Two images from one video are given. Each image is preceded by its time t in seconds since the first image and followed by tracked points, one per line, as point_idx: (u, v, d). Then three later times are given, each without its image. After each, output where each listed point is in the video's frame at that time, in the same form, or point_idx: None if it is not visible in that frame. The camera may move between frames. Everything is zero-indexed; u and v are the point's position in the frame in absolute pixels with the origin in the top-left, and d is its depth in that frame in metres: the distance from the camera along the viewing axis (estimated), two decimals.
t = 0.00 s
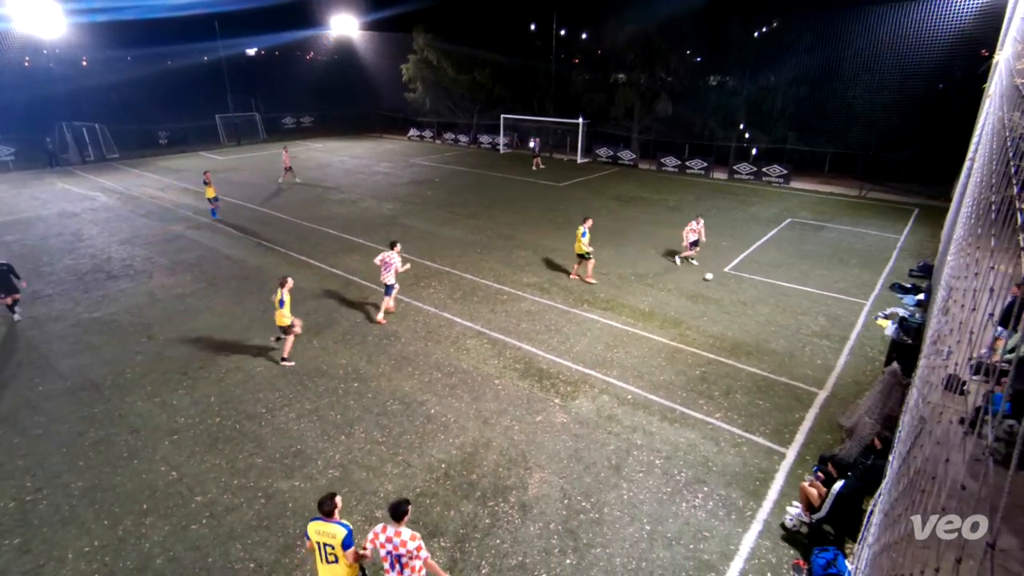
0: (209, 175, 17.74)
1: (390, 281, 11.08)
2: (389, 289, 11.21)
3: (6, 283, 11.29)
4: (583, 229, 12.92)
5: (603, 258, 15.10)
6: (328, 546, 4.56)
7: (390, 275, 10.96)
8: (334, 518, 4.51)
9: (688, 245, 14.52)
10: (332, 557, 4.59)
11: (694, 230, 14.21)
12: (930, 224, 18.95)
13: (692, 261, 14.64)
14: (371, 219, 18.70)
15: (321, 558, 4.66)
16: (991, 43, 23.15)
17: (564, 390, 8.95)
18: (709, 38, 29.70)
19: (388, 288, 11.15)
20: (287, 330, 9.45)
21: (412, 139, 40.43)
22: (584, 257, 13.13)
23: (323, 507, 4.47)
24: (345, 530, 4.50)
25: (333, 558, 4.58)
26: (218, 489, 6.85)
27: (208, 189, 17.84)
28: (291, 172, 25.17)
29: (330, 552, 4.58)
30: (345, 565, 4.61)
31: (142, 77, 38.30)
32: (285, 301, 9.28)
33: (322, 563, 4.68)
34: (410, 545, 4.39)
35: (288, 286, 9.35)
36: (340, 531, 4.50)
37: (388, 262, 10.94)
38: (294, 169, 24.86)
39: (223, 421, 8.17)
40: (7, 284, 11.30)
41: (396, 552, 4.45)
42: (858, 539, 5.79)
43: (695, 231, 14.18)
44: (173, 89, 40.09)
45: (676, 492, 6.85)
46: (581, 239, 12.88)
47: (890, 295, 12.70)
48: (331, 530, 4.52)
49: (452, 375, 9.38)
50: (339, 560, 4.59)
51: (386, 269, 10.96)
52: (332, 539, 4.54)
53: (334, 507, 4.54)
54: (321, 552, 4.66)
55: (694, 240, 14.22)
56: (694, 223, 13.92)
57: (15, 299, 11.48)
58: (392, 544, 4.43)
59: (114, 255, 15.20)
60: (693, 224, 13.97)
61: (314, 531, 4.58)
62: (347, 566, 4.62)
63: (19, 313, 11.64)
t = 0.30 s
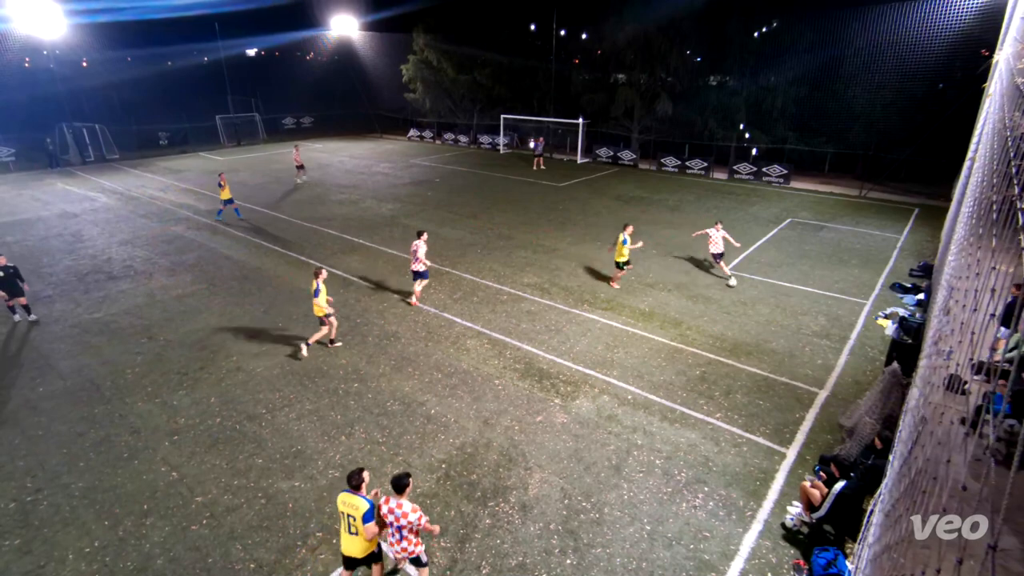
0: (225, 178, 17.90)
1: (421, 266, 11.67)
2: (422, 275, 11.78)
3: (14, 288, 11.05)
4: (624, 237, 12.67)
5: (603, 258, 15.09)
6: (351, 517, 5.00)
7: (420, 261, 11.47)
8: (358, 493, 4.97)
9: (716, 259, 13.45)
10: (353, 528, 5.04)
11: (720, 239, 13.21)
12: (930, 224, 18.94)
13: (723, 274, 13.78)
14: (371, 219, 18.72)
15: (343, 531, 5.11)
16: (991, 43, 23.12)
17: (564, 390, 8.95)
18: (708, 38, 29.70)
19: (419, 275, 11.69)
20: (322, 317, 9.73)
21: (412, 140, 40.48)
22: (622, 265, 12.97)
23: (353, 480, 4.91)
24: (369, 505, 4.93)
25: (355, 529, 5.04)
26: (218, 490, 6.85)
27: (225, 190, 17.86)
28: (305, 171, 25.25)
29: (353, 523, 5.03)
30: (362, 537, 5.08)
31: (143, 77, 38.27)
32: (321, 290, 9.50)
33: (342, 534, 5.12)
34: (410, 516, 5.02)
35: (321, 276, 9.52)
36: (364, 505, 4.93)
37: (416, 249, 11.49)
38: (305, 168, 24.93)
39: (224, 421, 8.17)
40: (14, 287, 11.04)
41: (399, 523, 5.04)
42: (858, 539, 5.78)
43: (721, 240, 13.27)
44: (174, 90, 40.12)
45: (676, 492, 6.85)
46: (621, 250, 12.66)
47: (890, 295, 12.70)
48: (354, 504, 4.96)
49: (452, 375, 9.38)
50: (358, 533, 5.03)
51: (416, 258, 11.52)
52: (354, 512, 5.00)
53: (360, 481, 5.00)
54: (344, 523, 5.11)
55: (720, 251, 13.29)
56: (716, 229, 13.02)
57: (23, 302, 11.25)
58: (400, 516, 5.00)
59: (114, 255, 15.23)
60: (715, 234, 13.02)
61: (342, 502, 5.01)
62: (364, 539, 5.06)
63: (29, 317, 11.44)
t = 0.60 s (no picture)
0: (231, 174, 17.89)
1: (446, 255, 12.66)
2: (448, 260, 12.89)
3: (21, 289, 11.10)
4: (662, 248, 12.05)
5: (604, 258, 15.07)
6: (365, 493, 5.17)
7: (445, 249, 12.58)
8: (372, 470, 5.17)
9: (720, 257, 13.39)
10: (367, 504, 5.21)
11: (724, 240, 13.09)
12: (930, 224, 18.95)
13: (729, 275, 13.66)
14: (371, 219, 18.71)
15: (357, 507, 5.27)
16: (991, 43, 23.12)
17: (564, 390, 8.94)
18: (709, 38, 29.70)
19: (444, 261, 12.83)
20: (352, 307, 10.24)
21: (412, 139, 40.49)
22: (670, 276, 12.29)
23: (367, 456, 5.18)
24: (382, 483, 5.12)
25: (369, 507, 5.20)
26: (217, 489, 6.85)
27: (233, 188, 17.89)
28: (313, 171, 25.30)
29: (367, 499, 5.19)
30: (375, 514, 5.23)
31: (143, 77, 38.20)
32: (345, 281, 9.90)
33: (354, 510, 5.28)
34: (408, 509, 5.06)
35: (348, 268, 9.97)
36: (378, 483, 5.12)
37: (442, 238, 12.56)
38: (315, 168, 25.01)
39: (224, 421, 8.16)
40: (18, 288, 11.01)
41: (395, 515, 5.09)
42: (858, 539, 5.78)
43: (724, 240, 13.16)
44: (174, 89, 40.04)
45: (676, 492, 6.85)
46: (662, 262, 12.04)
47: (890, 295, 12.70)
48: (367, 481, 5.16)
49: (452, 375, 9.38)
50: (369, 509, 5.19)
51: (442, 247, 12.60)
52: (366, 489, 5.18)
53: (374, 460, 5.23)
54: (356, 501, 5.27)
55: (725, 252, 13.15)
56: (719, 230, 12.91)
57: (27, 302, 11.29)
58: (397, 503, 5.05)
59: (114, 255, 15.21)
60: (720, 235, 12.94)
61: (356, 479, 5.22)
62: (376, 516, 5.21)
63: (32, 318, 11.42)
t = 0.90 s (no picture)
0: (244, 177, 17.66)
1: (465, 242, 13.39)
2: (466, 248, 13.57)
3: (24, 292, 11.02)
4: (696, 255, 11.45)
5: (604, 258, 15.08)
6: (367, 479, 5.33)
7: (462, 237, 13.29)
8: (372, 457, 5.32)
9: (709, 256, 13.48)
10: (370, 491, 5.36)
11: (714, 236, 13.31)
12: (930, 224, 18.96)
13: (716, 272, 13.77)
14: (371, 219, 18.70)
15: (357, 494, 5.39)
16: (991, 43, 23.12)
17: (564, 390, 8.95)
18: (709, 38, 29.70)
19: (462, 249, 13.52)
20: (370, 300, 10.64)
21: (413, 139, 40.50)
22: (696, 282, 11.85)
23: (368, 445, 5.27)
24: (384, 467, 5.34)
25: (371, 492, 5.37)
26: (218, 489, 6.85)
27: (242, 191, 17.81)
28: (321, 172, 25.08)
29: (369, 485, 5.35)
30: (377, 501, 5.40)
31: (143, 77, 38.17)
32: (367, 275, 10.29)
33: (353, 499, 5.40)
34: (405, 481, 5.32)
35: (369, 260, 10.36)
36: (378, 467, 5.31)
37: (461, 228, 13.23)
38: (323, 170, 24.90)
39: (224, 421, 8.16)
40: (21, 291, 10.95)
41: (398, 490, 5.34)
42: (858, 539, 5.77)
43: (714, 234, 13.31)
44: (174, 89, 40.02)
45: (676, 492, 6.85)
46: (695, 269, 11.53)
47: (890, 295, 12.70)
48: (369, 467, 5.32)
49: (452, 374, 9.38)
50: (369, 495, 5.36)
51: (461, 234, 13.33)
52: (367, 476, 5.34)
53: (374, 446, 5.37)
54: (355, 488, 5.38)
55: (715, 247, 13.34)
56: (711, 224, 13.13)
57: (32, 305, 11.19)
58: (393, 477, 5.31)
59: (114, 255, 15.21)
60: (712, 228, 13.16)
61: (356, 467, 5.32)
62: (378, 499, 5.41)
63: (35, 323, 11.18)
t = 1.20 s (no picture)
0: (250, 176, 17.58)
1: (477, 234, 14.13)
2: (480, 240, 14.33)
3: (25, 295, 10.93)
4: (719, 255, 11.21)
5: (604, 258, 15.08)
6: (341, 480, 5.37)
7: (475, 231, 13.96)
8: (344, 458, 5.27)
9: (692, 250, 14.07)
10: (345, 489, 5.40)
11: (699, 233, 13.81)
12: (930, 223, 18.95)
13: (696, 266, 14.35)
14: (371, 219, 18.71)
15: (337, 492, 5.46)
16: (991, 43, 23.10)
17: (564, 390, 8.95)
18: (709, 38, 29.71)
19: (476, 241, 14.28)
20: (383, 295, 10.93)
21: (413, 139, 40.50)
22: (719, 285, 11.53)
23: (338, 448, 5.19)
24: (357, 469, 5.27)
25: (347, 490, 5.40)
26: (218, 489, 6.85)
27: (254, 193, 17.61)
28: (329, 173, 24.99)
29: (344, 485, 5.38)
30: (358, 497, 5.44)
31: (143, 77, 38.16)
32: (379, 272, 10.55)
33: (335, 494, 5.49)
34: (392, 465, 5.44)
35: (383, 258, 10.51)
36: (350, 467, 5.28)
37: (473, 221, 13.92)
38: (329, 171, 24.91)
39: (224, 421, 8.16)
40: (22, 294, 10.88)
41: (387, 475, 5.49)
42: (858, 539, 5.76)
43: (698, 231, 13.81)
44: (174, 90, 40.00)
45: (676, 492, 6.85)
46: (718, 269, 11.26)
47: (890, 295, 12.70)
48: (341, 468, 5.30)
49: (452, 375, 9.38)
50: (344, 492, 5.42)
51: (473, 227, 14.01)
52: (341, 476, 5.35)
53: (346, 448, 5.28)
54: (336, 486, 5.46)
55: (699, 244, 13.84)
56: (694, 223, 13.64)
57: (34, 309, 11.11)
58: (380, 465, 5.44)
59: (114, 255, 15.22)
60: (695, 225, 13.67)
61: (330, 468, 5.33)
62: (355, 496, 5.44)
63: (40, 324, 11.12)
